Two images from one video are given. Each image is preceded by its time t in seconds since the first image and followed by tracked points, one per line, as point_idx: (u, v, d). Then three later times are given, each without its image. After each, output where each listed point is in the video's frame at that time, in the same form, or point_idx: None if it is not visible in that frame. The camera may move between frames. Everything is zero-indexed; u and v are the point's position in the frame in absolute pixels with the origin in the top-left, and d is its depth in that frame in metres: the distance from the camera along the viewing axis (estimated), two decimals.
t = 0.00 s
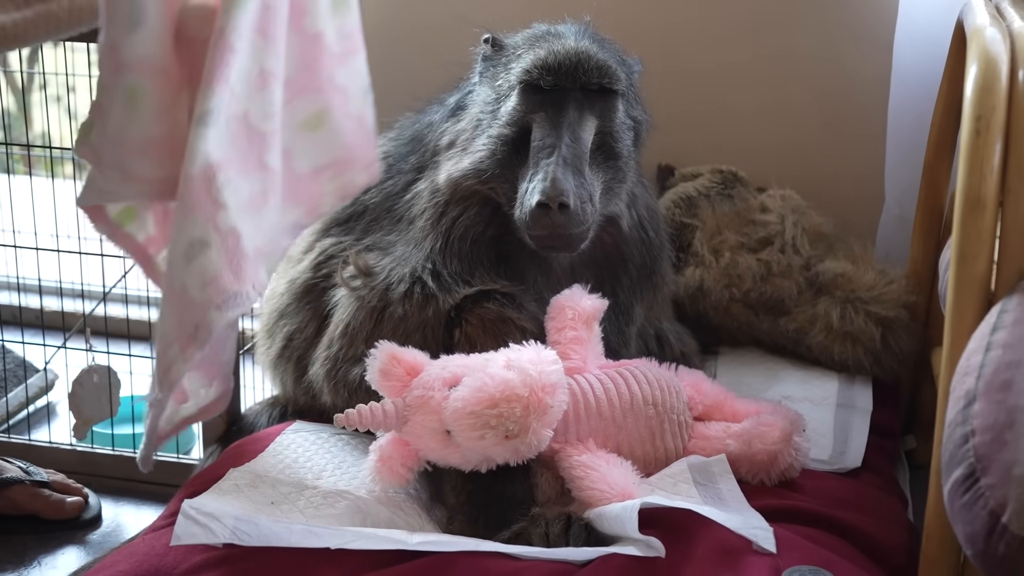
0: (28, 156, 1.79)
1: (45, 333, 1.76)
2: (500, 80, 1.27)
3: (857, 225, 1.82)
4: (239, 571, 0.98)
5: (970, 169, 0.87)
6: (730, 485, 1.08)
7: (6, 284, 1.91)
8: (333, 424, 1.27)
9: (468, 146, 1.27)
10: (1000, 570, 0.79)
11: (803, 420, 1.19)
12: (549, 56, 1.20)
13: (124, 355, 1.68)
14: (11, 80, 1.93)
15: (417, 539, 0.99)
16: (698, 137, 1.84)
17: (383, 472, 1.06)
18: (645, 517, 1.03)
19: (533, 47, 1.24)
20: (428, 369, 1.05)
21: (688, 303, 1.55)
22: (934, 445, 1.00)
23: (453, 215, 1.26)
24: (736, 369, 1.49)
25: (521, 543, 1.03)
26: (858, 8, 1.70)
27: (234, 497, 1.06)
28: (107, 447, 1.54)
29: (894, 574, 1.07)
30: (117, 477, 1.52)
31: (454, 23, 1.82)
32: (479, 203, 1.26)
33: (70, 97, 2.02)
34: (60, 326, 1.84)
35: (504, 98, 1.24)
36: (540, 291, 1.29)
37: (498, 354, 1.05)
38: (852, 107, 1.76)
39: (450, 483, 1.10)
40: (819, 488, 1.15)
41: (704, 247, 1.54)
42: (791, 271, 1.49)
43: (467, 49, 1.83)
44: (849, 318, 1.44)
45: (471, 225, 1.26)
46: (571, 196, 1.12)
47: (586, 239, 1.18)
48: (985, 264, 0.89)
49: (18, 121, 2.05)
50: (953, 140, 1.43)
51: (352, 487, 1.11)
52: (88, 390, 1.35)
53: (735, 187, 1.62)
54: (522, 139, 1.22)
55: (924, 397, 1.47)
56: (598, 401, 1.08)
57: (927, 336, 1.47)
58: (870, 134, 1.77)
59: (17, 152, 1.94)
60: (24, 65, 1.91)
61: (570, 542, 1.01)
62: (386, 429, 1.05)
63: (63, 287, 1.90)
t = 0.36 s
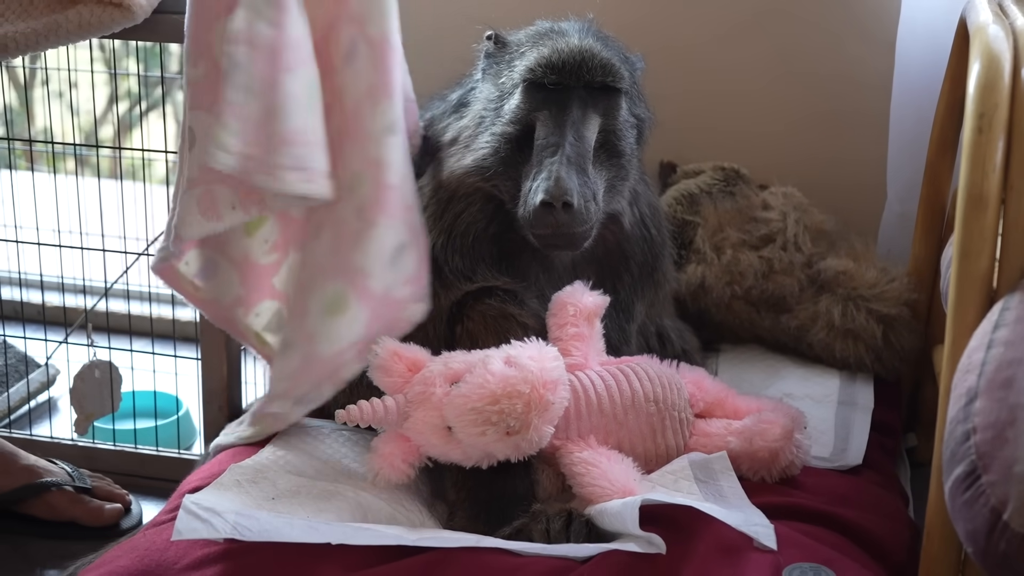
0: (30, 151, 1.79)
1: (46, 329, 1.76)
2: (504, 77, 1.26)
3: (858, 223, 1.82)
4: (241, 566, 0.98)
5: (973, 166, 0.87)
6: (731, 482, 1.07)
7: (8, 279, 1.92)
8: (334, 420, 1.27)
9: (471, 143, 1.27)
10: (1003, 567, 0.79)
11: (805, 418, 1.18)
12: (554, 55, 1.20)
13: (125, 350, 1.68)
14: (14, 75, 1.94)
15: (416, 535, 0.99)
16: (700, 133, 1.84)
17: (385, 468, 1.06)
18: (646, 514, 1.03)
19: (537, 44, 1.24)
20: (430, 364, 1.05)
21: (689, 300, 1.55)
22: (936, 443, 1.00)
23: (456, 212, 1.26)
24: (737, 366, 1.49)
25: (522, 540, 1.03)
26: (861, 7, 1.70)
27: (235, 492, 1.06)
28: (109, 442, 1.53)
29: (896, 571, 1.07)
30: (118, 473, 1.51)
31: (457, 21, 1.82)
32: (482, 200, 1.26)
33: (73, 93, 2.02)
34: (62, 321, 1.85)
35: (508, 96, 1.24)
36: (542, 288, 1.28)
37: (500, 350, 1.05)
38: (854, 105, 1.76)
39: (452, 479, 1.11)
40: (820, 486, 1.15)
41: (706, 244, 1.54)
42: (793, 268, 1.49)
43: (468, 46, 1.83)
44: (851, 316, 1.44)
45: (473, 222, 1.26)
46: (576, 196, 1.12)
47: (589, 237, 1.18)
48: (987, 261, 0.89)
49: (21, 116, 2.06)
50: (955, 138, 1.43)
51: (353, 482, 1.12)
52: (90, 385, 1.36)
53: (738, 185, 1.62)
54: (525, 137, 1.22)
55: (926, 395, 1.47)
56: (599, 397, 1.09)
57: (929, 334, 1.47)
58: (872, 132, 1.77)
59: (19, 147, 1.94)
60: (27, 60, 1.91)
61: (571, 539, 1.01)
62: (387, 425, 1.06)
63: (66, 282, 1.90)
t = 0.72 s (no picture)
0: (27, 148, 1.78)
1: (44, 326, 1.76)
2: (504, 76, 1.26)
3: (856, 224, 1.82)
4: (240, 564, 0.98)
5: (972, 166, 0.87)
6: (729, 481, 1.07)
7: (5, 276, 1.91)
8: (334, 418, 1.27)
9: (470, 141, 1.27)
10: (999, 567, 0.80)
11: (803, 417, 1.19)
12: (554, 54, 1.19)
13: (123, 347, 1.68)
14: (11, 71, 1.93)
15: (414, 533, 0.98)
16: (698, 133, 1.84)
17: (384, 467, 1.07)
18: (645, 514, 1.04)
19: (537, 43, 1.24)
20: (428, 363, 1.05)
21: (688, 298, 1.55)
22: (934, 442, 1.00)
23: (454, 211, 1.26)
24: (736, 365, 1.49)
25: (520, 538, 1.03)
26: (860, 8, 1.70)
27: (234, 490, 1.06)
28: (106, 440, 1.53)
29: (894, 570, 1.07)
30: (116, 470, 1.51)
31: (456, 21, 1.81)
32: (480, 199, 1.26)
33: (71, 91, 2.02)
34: (60, 318, 1.84)
35: (508, 95, 1.24)
36: (540, 286, 1.28)
37: (499, 348, 1.05)
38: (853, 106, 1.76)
39: (449, 477, 1.11)
40: (818, 485, 1.15)
41: (704, 243, 1.54)
42: (792, 268, 1.49)
43: (468, 46, 1.82)
44: (850, 315, 1.44)
45: (472, 221, 1.26)
46: (575, 195, 1.12)
47: (589, 236, 1.18)
48: (986, 261, 0.89)
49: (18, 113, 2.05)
50: (954, 138, 1.43)
51: (352, 480, 1.12)
52: (88, 383, 1.35)
53: (737, 184, 1.63)
54: (524, 136, 1.22)
55: (924, 395, 1.47)
56: (597, 396, 1.09)
57: (926, 334, 1.47)
58: (870, 133, 1.77)
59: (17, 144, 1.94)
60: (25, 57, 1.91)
61: (569, 537, 1.01)
62: (385, 424, 1.06)
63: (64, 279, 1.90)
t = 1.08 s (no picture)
0: (27, 152, 1.78)
1: (44, 330, 1.76)
2: (504, 81, 1.26)
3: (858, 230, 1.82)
4: (239, 569, 0.98)
5: (972, 171, 0.87)
6: (728, 487, 1.07)
7: (5, 280, 1.91)
8: (332, 423, 1.27)
9: (471, 146, 1.27)
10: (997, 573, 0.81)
11: (802, 423, 1.19)
12: (555, 60, 1.20)
13: (122, 352, 1.68)
14: (11, 75, 1.94)
15: (413, 539, 0.99)
16: (698, 138, 1.84)
17: (383, 472, 1.07)
18: (642, 519, 1.04)
19: (538, 49, 1.24)
20: (427, 368, 1.05)
21: (687, 304, 1.55)
22: (933, 448, 1.00)
23: (454, 215, 1.25)
24: (735, 370, 1.49)
25: (519, 544, 1.03)
26: (860, 13, 1.70)
27: (233, 496, 1.06)
28: (105, 444, 1.53)
29: None
30: (115, 475, 1.51)
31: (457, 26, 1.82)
32: (480, 204, 1.26)
33: (71, 94, 2.02)
34: (59, 322, 1.85)
35: (509, 100, 1.24)
36: (540, 291, 1.28)
37: (498, 353, 1.05)
38: (853, 110, 1.76)
39: (449, 482, 1.11)
40: (817, 490, 1.15)
41: (705, 249, 1.55)
42: (791, 273, 1.49)
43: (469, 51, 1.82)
44: (849, 321, 1.44)
45: (472, 225, 1.25)
46: (576, 201, 1.12)
47: (589, 242, 1.18)
48: (986, 267, 0.89)
49: (19, 117, 2.06)
50: (953, 143, 1.43)
51: (351, 485, 1.12)
52: (87, 388, 1.35)
53: (737, 189, 1.63)
54: (525, 141, 1.22)
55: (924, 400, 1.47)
56: (596, 401, 1.09)
57: (926, 339, 1.47)
58: (870, 139, 1.77)
59: (17, 148, 1.94)
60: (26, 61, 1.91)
61: (568, 543, 1.01)
62: (385, 430, 1.06)
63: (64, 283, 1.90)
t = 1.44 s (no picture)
0: (25, 160, 1.78)
1: (40, 337, 1.75)
2: (501, 88, 1.26)
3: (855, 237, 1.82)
4: None
5: (967, 179, 0.87)
6: (725, 494, 1.07)
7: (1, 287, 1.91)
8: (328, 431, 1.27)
9: (467, 154, 1.27)
10: None
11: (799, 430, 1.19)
12: (551, 68, 1.20)
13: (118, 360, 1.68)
14: (9, 83, 1.94)
15: (410, 547, 0.98)
16: (695, 144, 1.84)
17: (379, 481, 1.06)
18: (640, 526, 1.03)
19: (534, 57, 1.25)
20: (424, 377, 1.05)
21: (684, 311, 1.55)
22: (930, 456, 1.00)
23: (451, 222, 1.25)
24: (731, 377, 1.49)
25: (516, 552, 1.02)
26: (858, 19, 1.70)
27: (229, 505, 1.05)
28: (101, 452, 1.53)
29: None
30: (110, 484, 1.50)
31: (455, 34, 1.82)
32: (477, 211, 1.26)
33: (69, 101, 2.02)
34: (56, 330, 1.85)
35: (506, 107, 1.24)
36: (537, 299, 1.29)
37: (494, 360, 1.05)
38: (850, 117, 1.76)
39: (445, 490, 1.10)
40: (814, 498, 1.15)
41: (701, 256, 1.55)
42: (787, 280, 1.49)
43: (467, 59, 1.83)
44: (846, 328, 1.44)
45: (469, 233, 1.25)
46: (573, 209, 1.12)
47: (586, 250, 1.18)
48: (982, 275, 0.88)
49: (16, 125, 2.06)
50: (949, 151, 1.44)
51: (346, 494, 1.12)
52: (83, 396, 1.35)
53: (733, 195, 1.63)
54: (523, 149, 1.22)
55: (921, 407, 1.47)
56: (593, 409, 1.09)
57: (922, 346, 1.47)
58: (867, 145, 1.77)
59: (14, 156, 1.95)
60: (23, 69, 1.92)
61: (565, 551, 1.01)
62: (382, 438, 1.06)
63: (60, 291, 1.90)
